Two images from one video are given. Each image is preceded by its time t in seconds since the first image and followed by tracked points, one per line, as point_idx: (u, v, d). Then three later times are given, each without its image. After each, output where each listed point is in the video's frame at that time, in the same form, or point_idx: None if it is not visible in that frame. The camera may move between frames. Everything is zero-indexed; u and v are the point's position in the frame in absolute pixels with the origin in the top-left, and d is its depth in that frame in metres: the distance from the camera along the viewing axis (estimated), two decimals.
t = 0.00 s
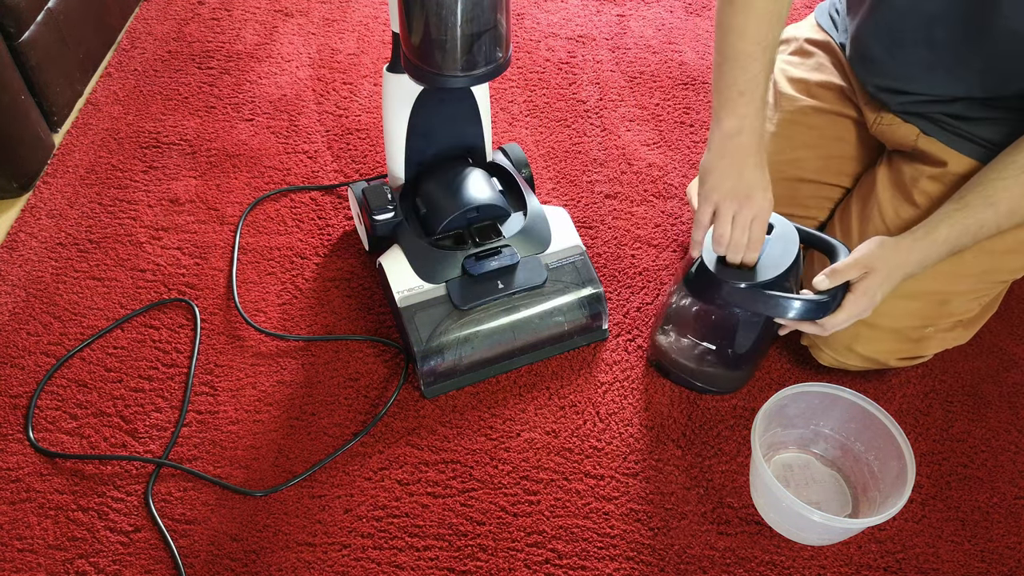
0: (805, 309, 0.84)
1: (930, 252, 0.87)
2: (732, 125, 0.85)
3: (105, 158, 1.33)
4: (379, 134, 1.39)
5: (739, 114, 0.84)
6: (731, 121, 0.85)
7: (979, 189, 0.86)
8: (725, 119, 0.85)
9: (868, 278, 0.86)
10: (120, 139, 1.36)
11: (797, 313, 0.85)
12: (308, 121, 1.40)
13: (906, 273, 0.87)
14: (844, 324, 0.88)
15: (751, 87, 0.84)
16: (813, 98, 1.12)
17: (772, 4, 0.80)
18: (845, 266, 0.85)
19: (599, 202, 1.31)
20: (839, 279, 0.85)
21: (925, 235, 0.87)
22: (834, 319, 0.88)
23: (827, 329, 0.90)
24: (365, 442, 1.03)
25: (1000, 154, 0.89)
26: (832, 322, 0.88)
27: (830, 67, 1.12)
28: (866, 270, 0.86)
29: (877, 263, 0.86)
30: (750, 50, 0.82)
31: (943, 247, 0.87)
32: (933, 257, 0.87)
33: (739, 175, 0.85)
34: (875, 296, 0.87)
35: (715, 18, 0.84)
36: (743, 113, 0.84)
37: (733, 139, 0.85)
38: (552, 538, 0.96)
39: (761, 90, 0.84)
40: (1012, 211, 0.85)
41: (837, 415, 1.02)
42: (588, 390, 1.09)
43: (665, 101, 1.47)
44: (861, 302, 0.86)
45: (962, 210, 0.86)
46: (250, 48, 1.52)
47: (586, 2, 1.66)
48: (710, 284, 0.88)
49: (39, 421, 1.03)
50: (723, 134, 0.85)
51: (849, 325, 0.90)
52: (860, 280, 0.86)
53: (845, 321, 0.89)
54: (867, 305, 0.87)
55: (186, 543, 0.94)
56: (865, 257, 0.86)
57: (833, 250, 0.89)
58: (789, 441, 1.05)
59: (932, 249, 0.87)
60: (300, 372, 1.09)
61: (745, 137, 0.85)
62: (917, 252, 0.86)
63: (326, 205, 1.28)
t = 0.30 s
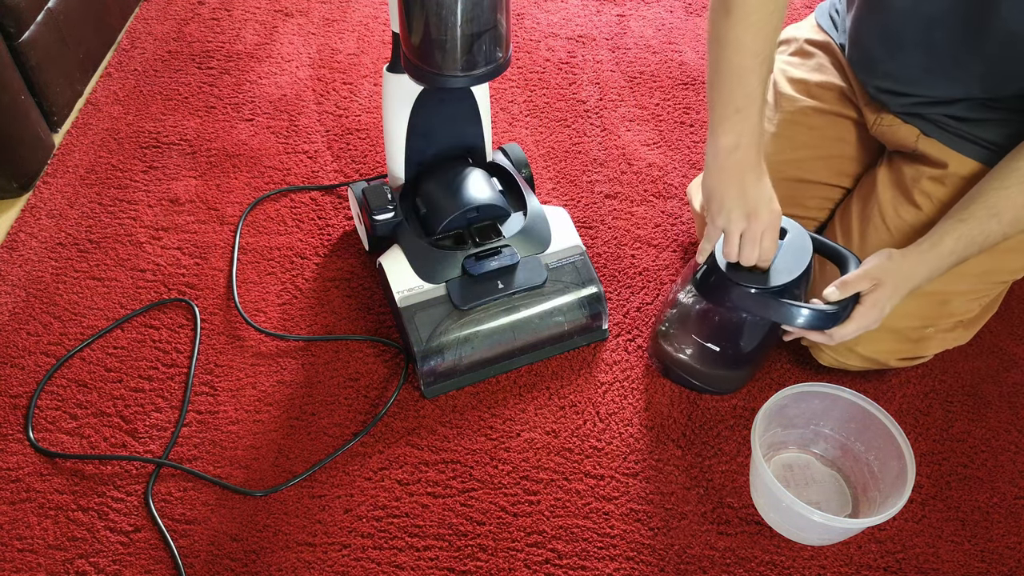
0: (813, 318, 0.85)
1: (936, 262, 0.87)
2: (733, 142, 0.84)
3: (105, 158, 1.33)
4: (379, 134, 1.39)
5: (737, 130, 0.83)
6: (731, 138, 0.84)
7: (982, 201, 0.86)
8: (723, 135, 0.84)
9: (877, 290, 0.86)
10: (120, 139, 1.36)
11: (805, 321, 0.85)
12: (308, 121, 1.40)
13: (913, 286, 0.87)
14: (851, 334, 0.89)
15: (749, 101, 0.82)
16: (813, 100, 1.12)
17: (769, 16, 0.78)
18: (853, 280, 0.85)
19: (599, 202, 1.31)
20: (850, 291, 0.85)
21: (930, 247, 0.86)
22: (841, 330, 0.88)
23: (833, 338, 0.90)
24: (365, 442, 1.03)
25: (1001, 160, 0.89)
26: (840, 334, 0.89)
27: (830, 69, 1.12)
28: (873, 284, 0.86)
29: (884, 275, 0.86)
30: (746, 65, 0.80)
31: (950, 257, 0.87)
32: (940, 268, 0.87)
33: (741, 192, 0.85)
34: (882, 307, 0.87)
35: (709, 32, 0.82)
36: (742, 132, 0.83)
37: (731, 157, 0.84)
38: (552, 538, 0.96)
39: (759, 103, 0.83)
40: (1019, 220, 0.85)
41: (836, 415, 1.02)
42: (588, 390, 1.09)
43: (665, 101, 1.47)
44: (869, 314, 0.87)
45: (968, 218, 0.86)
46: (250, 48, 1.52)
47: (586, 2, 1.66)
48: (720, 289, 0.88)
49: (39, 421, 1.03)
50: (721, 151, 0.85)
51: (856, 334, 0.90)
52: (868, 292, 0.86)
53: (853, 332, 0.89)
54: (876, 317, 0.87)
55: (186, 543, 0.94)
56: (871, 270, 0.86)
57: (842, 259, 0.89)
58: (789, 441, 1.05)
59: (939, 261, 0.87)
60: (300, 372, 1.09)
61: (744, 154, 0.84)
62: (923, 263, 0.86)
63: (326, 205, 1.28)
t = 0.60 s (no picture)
0: (813, 321, 0.85)
1: (939, 265, 0.86)
2: (727, 134, 0.84)
3: (105, 158, 1.33)
4: (379, 134, 1.39)
5: (733, 124, 0.84)
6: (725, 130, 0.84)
7: (985, 203, 0.85)
8: (718, 127, 0.85)
9: (881, 294, 0.86)
10: (120, 139, 1.36)
11: (806, 323, 0.85)
12: (308, 121, 1.40)
13: (917, 289, 0.87)
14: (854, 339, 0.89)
15: (745, 94, 0.83)
16: (813, 100, 1.13)
17: (766, 11, 0.79)
18: (857, 284, 0.85)
19: (598, 202, 1.31)
20: (853, 294, 0.85)
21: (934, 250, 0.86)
22: (845, 334, 0.88)
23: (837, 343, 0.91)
24: (365, 442, 1.03)
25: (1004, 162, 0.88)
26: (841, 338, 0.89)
27: (830, 68, 1.12)
28: (877, 288, 0.86)
29: (888, 279, 0.86)
30: (744, 58, 0.81)
31: (955, 260, 0.87)
32: (944, 272, 0.87)
33: (733, 185, 0.85)
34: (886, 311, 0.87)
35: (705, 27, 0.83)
36: (737, 124, 0.84)
37: (725, 149, 0.85)
38: (552, 538, 0.96)
39: (753, 96, 0.83)
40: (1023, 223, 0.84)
41: (837, 415, 1.02)
42: (588, 390, 1.09)
43: (665, 101, 1.47)
44: (872, 318, 0.87)
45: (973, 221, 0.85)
46: (250, 48, 1.52)
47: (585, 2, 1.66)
48: (720, 292, 0.88)
49: (39, 421, 1.03)
50: (716, 144, 0.85)
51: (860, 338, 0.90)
52: (872, 296, 0.86)
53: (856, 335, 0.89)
54: (880, 320, 0.88)
55: (186, 543, 0.94)
56: (875, 274, 0.86)
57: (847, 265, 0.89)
58: (789, 441, 1.05)
59: (943, 265, 0.86)
60: (300, 372, 1.09)
61: (739, 146, 0.84)
62: (927, 267, 0.86)
63: (326, 205, 1.28)
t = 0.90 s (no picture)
0: (812, 319, 0.85)
1: (937, 263, 0.86)
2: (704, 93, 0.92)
3: (105, 158, 1.33)
4: (379, 134, 1.39)
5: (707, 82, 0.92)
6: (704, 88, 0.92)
7: (984, 201, 0.85)
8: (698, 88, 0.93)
9: (878, 291, 0.86)
10: (120, 139, 1.36)
11: (805, 321, 0.85)
12: (308, 121, 1.40)
13: (915, 287, 0.87)
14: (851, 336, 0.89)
15: (725, 75, 0.91)
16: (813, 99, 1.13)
17: None
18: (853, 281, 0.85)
19: (598, 202, 1.31)
20: (849, 291, 0.85)
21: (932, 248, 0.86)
22: (842, 331, 0.88)
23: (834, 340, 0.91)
24: (365, 442, 1.03)
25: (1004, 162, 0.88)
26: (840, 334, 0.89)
27: (830, 68, 1.12)
28: (874, 285, 0.86)
29: (886, 276, 0.85)
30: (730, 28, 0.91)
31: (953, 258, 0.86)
32: (942, 269, 0.87)
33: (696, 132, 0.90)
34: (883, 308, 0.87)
35: (712, 8, 0.93)
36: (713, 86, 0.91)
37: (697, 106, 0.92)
38: (552, 538, 0.96)
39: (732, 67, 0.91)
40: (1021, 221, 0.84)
41: (836, 415, 1.02)
42: (588, 390, 1.09)
43: (665, 101, 1.47)
44: (869, 315, 0.87)
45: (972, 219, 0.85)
46: (250, 48, 1.52)
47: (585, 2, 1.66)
48: (718, 290, 0.88)
49: (39, 421, 1.03)
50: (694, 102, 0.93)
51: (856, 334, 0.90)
52: (869, 293, 0.86)
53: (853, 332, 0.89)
54: (875, 318, 0.88)
55: (186, 543, 0.94)
56: (872, 271, 0.85)
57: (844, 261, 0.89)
58: (789, 441, 1.05)
59: (941, 262, 0.86)
60: (300, 372, 1.09)
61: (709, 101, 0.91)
62: (925, 264, 0.86)
63: (326, 205, 1.28)
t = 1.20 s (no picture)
0: (810, 316, 0.84)
1: (935, 259, 0.86)
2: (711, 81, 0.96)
3: (105, 157, 1.33)
4: (379, 134, 1.39)
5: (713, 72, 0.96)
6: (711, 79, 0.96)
7: (983, 198, 0.85)
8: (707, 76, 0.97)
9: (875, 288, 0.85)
10: (120, 139, 1.36)
11: (803, 319, 0.84)
12: (308, 121, 1.40)
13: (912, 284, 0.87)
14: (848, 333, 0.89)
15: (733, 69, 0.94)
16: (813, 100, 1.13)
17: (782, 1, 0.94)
18: (850, 276, 0.85)
19: (598, 201, 1.31)
20: (845, 287, 0.84)
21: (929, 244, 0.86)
22: (839, 328, 0.88)
23: (833, 338, 0.90)
24: (365, 442, 1.03)
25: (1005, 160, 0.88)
26: (838, 331, 0.89)
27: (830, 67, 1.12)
28: (871, 281, 0.85)
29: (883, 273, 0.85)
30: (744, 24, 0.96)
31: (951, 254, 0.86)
32: (939, 266, 0.87)
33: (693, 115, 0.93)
34: (880, 304, 0.87)
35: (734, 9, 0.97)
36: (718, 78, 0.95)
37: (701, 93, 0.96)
38: (552, 538, 0.96)
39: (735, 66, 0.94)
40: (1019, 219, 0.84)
41: (837, 415, 1.02)
42: (588, 390, 1.09)
43: (665, 101, 1.47)
44: (866, 312, 0.87)
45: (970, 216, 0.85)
46: (250, 48, 1.52)
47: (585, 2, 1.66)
48: (716, 290, 0.88)
49: (39, 421, 1.03)
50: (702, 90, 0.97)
51: (855, 332, 0.90)
52: (866, 290, 0.85)
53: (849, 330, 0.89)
54: (873, 314, 0.87)
55: (186, 543, 0.94)
56: (869, 267, 0.85)
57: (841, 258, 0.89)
58: (789, 441, 1.05)
59: (938, 259, 0.86)
60: (300, 372, 1.09)
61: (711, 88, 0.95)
62: (922, 259, 0.86)
63: (325, 205, 1.28)
